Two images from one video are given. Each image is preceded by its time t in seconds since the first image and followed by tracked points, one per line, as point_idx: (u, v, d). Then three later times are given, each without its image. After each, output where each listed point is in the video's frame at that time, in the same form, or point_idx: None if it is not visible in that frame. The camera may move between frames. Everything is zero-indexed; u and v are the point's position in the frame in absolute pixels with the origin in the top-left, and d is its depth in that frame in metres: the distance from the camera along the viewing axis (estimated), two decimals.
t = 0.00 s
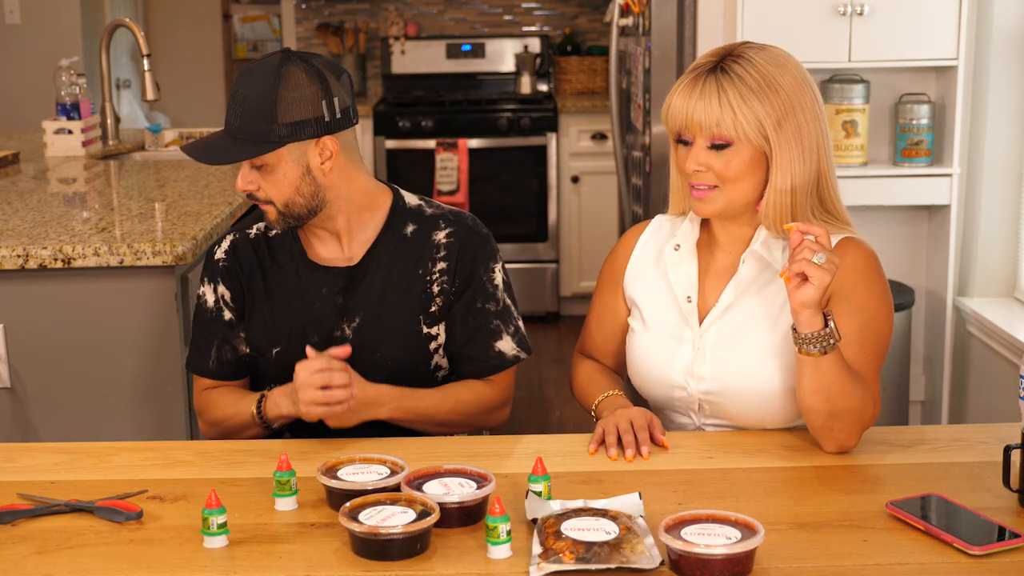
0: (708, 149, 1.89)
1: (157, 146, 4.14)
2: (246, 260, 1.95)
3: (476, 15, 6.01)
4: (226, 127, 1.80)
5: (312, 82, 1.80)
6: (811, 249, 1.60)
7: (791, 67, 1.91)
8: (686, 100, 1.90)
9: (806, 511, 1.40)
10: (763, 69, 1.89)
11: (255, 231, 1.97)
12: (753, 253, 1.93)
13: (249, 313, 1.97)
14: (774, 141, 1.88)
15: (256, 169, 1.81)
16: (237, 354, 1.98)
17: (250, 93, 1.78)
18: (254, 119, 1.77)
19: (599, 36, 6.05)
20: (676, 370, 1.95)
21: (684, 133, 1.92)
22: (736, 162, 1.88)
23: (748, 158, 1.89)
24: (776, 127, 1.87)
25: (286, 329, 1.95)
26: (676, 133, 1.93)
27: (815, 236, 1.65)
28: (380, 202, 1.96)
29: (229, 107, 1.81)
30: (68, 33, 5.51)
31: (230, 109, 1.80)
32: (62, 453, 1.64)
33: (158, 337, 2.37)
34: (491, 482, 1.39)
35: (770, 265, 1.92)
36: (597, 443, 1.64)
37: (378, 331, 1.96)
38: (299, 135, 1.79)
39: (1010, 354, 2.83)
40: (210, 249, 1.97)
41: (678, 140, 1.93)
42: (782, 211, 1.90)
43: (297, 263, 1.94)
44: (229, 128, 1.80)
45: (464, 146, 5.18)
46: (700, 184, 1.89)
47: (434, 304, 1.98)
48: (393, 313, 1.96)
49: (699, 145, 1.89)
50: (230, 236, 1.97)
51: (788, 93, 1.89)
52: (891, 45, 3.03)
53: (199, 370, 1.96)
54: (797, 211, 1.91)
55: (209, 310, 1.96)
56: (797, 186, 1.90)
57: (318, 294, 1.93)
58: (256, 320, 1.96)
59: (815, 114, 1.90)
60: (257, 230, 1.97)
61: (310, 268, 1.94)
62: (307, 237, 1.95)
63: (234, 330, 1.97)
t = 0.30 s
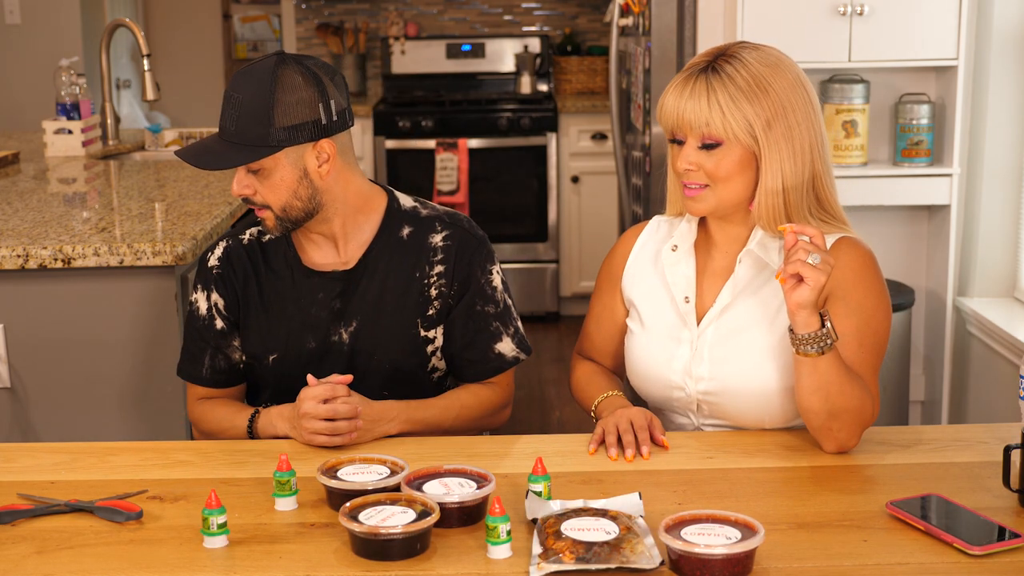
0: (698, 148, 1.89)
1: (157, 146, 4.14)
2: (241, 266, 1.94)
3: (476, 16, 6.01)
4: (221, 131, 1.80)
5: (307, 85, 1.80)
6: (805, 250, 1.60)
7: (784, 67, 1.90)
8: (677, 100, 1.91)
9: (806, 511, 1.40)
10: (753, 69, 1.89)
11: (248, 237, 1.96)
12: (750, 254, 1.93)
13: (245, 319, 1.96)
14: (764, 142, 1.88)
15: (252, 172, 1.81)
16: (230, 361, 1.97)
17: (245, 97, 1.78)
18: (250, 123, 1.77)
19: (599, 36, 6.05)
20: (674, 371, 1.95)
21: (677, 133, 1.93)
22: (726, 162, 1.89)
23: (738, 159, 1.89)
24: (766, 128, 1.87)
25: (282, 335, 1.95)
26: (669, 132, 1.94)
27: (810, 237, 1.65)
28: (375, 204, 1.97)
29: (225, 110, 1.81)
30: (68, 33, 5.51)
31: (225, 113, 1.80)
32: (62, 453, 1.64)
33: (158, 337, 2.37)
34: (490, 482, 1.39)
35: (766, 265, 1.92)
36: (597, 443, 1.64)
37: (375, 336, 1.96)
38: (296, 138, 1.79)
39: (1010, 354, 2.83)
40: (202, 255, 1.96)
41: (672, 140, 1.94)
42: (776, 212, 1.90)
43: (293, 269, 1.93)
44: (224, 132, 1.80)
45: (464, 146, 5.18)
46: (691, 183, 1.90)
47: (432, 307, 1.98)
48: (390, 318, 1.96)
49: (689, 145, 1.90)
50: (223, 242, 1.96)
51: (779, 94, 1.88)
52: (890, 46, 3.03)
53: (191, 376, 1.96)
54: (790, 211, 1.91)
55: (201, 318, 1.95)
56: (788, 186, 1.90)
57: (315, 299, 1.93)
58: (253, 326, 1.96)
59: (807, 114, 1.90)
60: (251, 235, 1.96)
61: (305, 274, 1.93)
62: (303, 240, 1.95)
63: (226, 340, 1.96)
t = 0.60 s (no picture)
0: (698, 148, 1.89)
1: (157, 146, 4.14)
2: (240, 268, 1.94)
3: (476, 15, 6.01)
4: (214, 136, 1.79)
5: (300, 89, 1.79)
6: (800, 251, 1.59)
7: (782, 66, 1.90)
8: (676, 100, 1.91)
9: (806, 511, 1.40)
10: (752, 68, 1.89)
11: (247, 238, 1.95)
12: (749, 254, 1.93)
13: (245, 321, 1.96)
14: (763, 141, 1.88)
15: (250, 177, 1.80)
16: (231, 362, 1.98)
17: (238, 101, 1.76)
18: (244, 128, 1.76)
19: (599, 36, 6.05)
20: (673, 371, 1.95)
21: (676, 133, 1.93)
22: (726, 161, 1.89)
23: (738, 158, 1.89)
24: (765, 127, 1.88)
25: (281, 337, 1.95)
26: (668, 133, 1.94)
27: (805, 237, 1.65)
28: (374, 205, 1.97)
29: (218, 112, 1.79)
30: (68, 33, 5.51)
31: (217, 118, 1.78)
32: (62, 453, 1.64)
33: (157, 337, 2.37)
34: (490, 482, 1.39)
35: (764, 265, 1.92)
36: (597, 442, 1.64)
37: (375, 337, 1.96)
38: (290, 143, 1.79)
39: (1010, 354, 2.83)
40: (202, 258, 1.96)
41: (671, 140, 1.94)
42: (775, 211, 1.90)
43: (292, 271, 1.94)
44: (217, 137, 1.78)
45: (464, 146, 5.18)
46: (691, 183, 1.90)
47: (431, 308, 1.98)
48: (390, 319, 1.96)
49: (689, 145, 1.90)
50: (223, 244, 1.96)
51: (778, 92, 1.89)
52: (890, 46, 3.03)
53: (192, 379, 1.97)
54: (790, 211, 1.91)
55: (201, 320, 1.95)
56: (787, 184, 1.90)
57: (315, 300, 1.93)
58: (253, 328, 1.96)
59: (806, 112, 1.90)
60: (250, 236, 1.96)
61: (304, 276, 1.93)
62: (301, 242, 1.95)
63: (226, 341, 1.96)
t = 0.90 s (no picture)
0: (698, 148, 1.89)
1: (157, 146, 4.14)
2: (243, 265, 1.95)
3: (476, 15, 6.01)
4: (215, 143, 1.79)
5: (300, 89, 1.79)
6: (800, 251, 1.59)
7: (782, 66, 1.90)
8: (676, 101, 1.91)
9: (806, 511, 1.40)
10: (752, 68, 1.89)
11: (250, 236, 1.96)
12: (749, 255, 1.93)
13: (247, 318, 1.96)
14: (764, 141, 1.88)
15: (254, 179, 1.80)
16: (233, 360, 1.98)
17: (238, 106, 1.76)
18: (247, 132, 1.76)
19: (599, 36, 6.05)
20: (673, 371, 1.95)
21: (676, 134, 1.93)
22: (726, 161, 1.89)
23: (738, 158, 1.89)
24: (766, 127, 1.88)
25: (283, 336, 1.95)
26: (669, 133, 1.94)
27: (805, 237, 1.65)
28: (376, 206, 1.97)
29: (221, 119, 1.78)
30: (68, 33, 5.51)
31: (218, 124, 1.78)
32: (62, 453, 1.64)
33: (157, 337, 2.37)
34: (490, 482, 1.39)
35: (764, 265, 1.92)
36: (597, 442, 1.64)
37: (377, 336, 1.96)
38: (292, 144, 1.79)
39: (1010, 354, 2.83)
40: (205, 255, 1.97)
41: (672, 141, 1.94)
42: (776, 211, 1.90)
43: (295, 269, 1.94)
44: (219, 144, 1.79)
45: (464, 146, 5.18)
46: (692, 183, 1.90)
47: (433, 309, 1.98)
48: (392, 318, 1.96)
49: (689, 145, 1.90)
50: (225, 242, 1.97)
51: (778, 92, 1.89)
52: (890, 46, 3.03)
53: (194, 376, 1.97)
54: (791, 211, 1.91)
55: (204, 316, 1.95)
56: (788, 184, 1.90)
57: (316, 299, 1.93)
58: (255, 326, 1.96)
59: (806, 112, 1.90)
60: (253, 234, 1.96)
61: (307, 274, 1.93)
62: (304, 242, 1.95)
63: (228, 338, 1.96)
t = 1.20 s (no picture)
0: (692, 148, 1.90)
1: (157, 146, 4.15)
2: (240, 265, 1.94)
3: (476, 16, 6.01)
4: (303, 85, 1.78)
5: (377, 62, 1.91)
6: (800, 250, 1.59)
7: (781, 70, 1.90)
8: (673, 98, 1.92)
9: (806, 511, 1.40)
10: (750, 70, 1.89)
11: (246, 235, 1.94)
12: (749, 255, 1.93)
13: (244, 319, 1.95)
14: (757, 144, 1.88)
15: (333, 130, 1.83)
16: (227, 362, 1.97)
17: (337, 53, 1.81)
18: (349, 76, 1.82)
19: (599, 36, 6.05)
20: (674, 373, 1.95)
21: (672, 132, 1.94)
22: (719, 163, 1.89)
23: (731, 160, 1.89)
24: (759, 130, 1.88)
25: (283, 334, 1.94)
26: (665, 131, 1.95)
27: (804, 237, 1.65)
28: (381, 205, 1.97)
29: (291, 71, 1.79)
30: (68, 33, 5.51)
31: (311, 67, 1.79)
32: (62, 453, 1.64)
33: (159, 338, 2.37)
34: (490, 482, 1.39)
35: (763, 265, 1.92)
36: (597, 442, 1.64)
37: (378, 335, 1.96)
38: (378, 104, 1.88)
39: (1010, 354, 2.83)
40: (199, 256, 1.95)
41: (669, 139, 1.95)
42: (772, 212, 1.90)
43: (293, 267, 1.93)
44: (310, 85, 1.78)
45: (464, 146, 5.19)
46: (685, 182, 1.91)
47: (435, 307, 1.98)
48: (394, 317, 1.96)
49: (684, 145, 1.91)
50: (220, 242, 1.96)
51: (774, 96, 1.89)
52: (890, 46, 3.03)
53: (188, 378, 1.95)
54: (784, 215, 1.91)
55: (198, 318, 1.94)
56: (781, 187, 1.90)
57: (316, 296, 1.92)
58: (255, 326, 1.95)
59: (802, 116, 1.90)
60: (249, 234, 1.95)
61: (306, 271, 1.92)
62: (311, 237, 1.94)
63: (223, 340, 1.95)
